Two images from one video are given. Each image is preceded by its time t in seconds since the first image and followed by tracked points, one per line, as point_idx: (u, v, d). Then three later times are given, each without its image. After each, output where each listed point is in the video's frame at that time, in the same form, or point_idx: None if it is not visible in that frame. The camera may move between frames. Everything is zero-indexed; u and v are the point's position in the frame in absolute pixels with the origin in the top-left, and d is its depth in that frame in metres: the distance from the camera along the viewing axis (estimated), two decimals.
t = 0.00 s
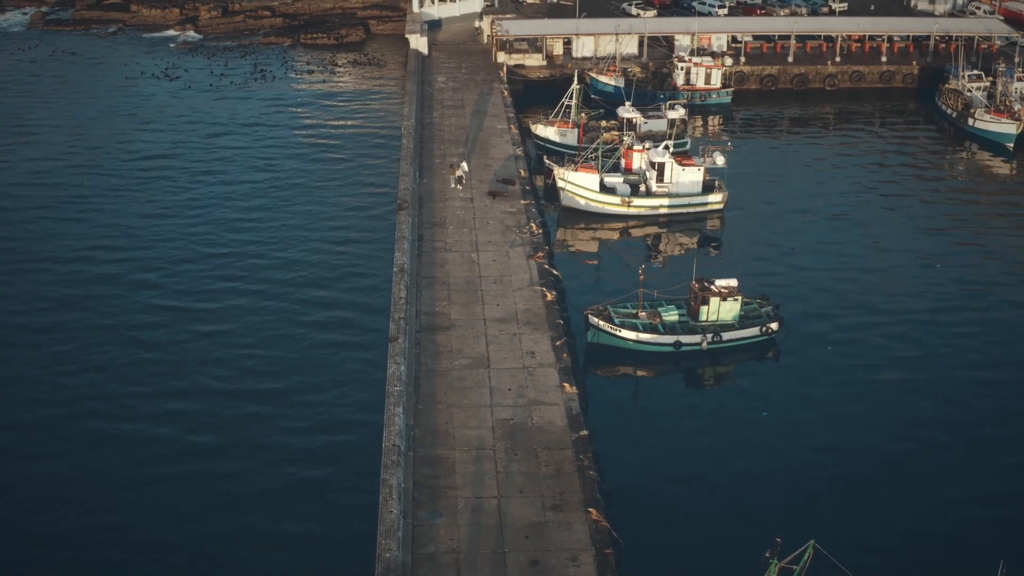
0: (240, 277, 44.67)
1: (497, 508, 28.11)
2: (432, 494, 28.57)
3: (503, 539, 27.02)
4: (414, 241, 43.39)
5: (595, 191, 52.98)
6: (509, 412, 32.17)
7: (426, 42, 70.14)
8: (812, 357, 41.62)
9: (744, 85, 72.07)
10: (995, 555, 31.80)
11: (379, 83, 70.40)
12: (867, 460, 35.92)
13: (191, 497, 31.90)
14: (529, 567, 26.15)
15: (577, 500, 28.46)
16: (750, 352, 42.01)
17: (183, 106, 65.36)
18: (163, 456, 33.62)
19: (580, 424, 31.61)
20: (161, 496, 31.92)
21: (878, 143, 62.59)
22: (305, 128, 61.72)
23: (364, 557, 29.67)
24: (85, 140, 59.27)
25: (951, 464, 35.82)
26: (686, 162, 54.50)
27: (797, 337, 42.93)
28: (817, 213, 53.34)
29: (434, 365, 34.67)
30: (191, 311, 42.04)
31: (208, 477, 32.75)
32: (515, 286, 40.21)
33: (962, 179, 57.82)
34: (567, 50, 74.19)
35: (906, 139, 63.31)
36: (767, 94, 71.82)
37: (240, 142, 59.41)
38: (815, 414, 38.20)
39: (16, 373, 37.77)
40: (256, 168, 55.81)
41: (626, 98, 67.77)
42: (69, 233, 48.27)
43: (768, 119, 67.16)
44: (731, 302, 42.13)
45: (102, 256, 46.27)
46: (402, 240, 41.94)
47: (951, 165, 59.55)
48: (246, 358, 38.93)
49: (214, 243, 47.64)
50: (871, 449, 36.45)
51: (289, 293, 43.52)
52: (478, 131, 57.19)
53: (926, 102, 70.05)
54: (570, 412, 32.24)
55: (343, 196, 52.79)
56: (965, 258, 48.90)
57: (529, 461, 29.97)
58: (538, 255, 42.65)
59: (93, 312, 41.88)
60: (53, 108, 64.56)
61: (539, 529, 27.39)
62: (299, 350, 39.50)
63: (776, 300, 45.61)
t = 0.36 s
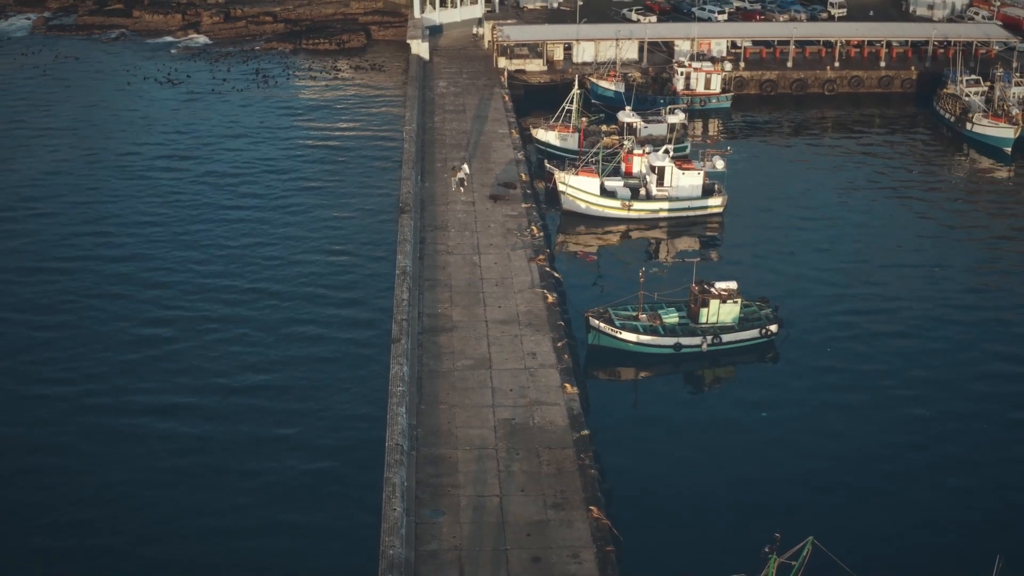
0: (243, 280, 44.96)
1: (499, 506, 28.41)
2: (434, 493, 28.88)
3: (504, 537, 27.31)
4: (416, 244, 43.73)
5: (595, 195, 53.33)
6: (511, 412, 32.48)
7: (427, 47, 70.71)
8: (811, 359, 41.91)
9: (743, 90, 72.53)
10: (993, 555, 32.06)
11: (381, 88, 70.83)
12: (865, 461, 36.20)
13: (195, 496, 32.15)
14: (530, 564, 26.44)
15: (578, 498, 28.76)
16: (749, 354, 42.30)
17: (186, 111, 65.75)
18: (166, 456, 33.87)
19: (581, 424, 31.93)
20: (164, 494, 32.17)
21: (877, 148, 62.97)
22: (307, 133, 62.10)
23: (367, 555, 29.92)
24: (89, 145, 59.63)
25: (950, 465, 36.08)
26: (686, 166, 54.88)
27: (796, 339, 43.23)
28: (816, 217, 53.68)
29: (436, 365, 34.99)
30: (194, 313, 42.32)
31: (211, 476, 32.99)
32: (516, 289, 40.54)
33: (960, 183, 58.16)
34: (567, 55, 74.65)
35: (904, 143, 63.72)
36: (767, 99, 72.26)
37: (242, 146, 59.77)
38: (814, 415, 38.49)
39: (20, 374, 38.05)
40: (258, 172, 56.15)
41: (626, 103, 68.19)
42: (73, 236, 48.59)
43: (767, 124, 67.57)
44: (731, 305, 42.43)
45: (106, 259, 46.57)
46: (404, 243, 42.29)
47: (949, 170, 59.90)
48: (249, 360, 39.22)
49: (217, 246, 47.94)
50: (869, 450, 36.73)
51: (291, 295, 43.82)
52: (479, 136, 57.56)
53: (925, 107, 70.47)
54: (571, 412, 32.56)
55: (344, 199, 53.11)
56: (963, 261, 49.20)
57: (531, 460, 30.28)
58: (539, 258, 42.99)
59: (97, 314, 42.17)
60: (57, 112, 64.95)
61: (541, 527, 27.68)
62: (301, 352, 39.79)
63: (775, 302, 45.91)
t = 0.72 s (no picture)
0: (246, 283, 45.31)
1: (501, 504, 28.73)
2: (437, 491, 29.20)
3: (506, 534, 27.62)
4: (418, 247, 44.09)
5: (596, 198, 53.70)
6: (512, 412, 32.81)
7: (429, 52, 71.14)
8: (810, 361, 42.24)
9: (743, 95, 72.92)
10: (990, 555, 32.39)
11: (382, 93, 71.21)
12: (863, 462, 36.52)
13: (201, 499, 32.51)
14: (532, 561, 26.75)
15: (579, 496, 29.06)
16: (749, 356, 42.65)
17: (188, 115, 66.11)
18: (172, 459, 34.24)
19: (581, 423, 32.25)
20: (171, 498, 32.53)
21: (876, 152, 63.32)
22: (309, 137, 62.46)
23: (371, 556, 30.27)
24: (92, 150, 60.00)
25: (947, 466, 36.42)
26: (686, 169, 55.19)
27: (795, 341, 43.58)
28: (815, 220, 54.02)
29: (438, 366, 35.35)
30: (198, 316, 42.67)
31: (216, 479, 33.36)
32: (517, 290, 40.89)
33: (959, 187, 58.52)
34: (568, 60, 75.03)
35: (903, 147, 64.11)
36: (766, 104, 72.62)
37: (245, 150, 60.13)
38: (813, 417, 38.83)
39: (26, 379, 38.40)
40: (261, 176, 56.52)
41: (626, 107, 68.54)
42: (78, 241, 48.95)
43: (766, 128, 67.93)
44: (730, 307, 42.77)
45: (111, 263, 46.94)
46: (406, 246, 42.66)
47: (948, 174, 60.27)
48: (252, 362, 39.56)
49: (220, 249, 48.29)
50: (867, 452, 37.07)
51: (295, 298, 44.17)
52: (480, 140, 57.95)
53: (923, 112, 70.87)
54: (572, 412, 32.88)
55: (346, 203, 53.48)
56: (961, 265, 49.53)
57: (532, 459, 30.59)
58: (540, 261, 43.33)
59: (102, 317, 42.54)
60: (61, 117, 65.33)
61: (542, 524, 27.99)
62: (304, 354, 40.13)
63: (774, 305, 46.25)
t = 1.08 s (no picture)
0: (249, 285, 45.66)
1: (503, 502, 29.03)
2: (439, 490, 29.50)
3: (508, 532, 27.91)
4: (420, 249, 44.44)
5: (597, 202, 54.08)
6: (514, 412, 33.12)
7: (430, 57, 71.53)
8: (809, 362, 42.53)
9: (743, 100, 73.33)
10: (987, 552, 32.69)
11: (384, 97, 71.60)
12: (862, 462, 36.80)
13: (205, 498, 32.77)
14: (534, 558, 27.06)
15: (580, 495, 29.36)
16: (748, 357, 42.97)
17: (191, 120, 66.49)
18: (176, 458, 34.52)
19: (583, 423, 32.54)
20: (175, 497, 32.78)
21: (875, 156, 63.67)
22: (312, 141, 62.83)
23: (375, 554, 30.54)
24: (96, 154, 60.37)
25: (945, 465, 36.71)
26: (686, 173, 55.48)
27: (794, 343, 43.90)
28: (814, 223, 54.34)
29: (440, 366, 35.67)
30: (202, 317, 43.00)
31: (221, 479, 33.66)
32: (519, 292, 41.22)
33: (958, 191, 58.87)
34: (568, 66, 75.46)
35: (902, 152, 64.49)
36: (766, 109, 73.02)
37: (248, 155, 60.51)
38: (812, 418, 39.14)
39: (31, 379, 38.72)
40: (264, 180, 56.91)
41: (627, 112, 68.94)
42: (82, 244, 49.32)
43: (766, 133, 68.30)
44: (730, 309, 43.11)
45: (115, 265, 47.30)
46: (409, 248, 42.99)
47: (946, 178, 60.62)
48: (256, 363, 39.89)
49: (224, 252, 48.66)
50: (866, 452, 37.37)
51: (297, 300, 44.51)
52: (481, 144, 58.31)
53: (922, 117, 71.28)
54: (573, 412, 33.18)
55: (349, 206, 53.83)
56: (960, 268, 49.84)
57: (534, 458, 30.89)
58: (542, 263, 43.68)
59: (106, 318, 42.88)
60: (64, 122, 65.73)
61: (544, 522, 28.29)
62: (307, 355, 40.45)
63: (774, 307, 46.58)
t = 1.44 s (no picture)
0: (252, 287, 45.97)
1: (505, 500, 29.31)
2: (442, 488, 29.79)
3: (510, 529, 28.20)
4: (422, 252, 44.77)
5: (597, 205, 54.45)
6: (516, 412, 33.42)
7: (431, 62, 71.97)
8: (808, 365, 42.84)
9: (742, 105, 73.76)
10: (985, 550, 32.94)
11: (386, 102, 72.02)
12: (861, 463, 37.06)
13: (209, 497, 33.00)
14: (536, 555, 27.35)
15: (582, 494, 29.65)
16: (748, 359, 43.27)
17: (194, 125, 66.84)
18: (181, 458, 34.76)
19: (584, 423, 32.81)
20: (179, 497, 33.00)
21: (874, 161, 64.01)
22: (313, 146, 63.22)
23: (378, 552, 30.78)
24: (99, 159, 60.74)
25: (944, 465, 36.98)
26: (685, 177, 55.93)
27: (794, 345, 44.20)
28: (814, 227, 54.66)
29: (442, 367, 35.98)
30: (205, 319, 43.30)
31: (224, 478, 33.92)
32: (520, 294, 41.56)
33: (956, 195, 59.17)
34: (569, 71, 75.91)
35: (901, 156, 64.86)
36: (765, 114, 73.46)
37: (250, 159, 60.86)
38: (811, 420, 39.42)
39: (36, 380, 39.00)
40: (267, 184, 57.28)
41: (627, 116, 69.36)
42: (86, 246, 49.66)
43: (765, 137, 68.68)
44: (730, 311, 43.46)
45: (118, 268, 47.63)
46: (411, 250, 43.32)
47: (945, 182, 60.94)
48: (259, 363, 40.16)
49: (227, 255, 48.99)
50: (864, 453, 37.62)
51: (300, 302, 44.80)
52: (482, 148, 58.67)
53: (920, 121, 71.69)
54: (574, 412, 33.47)
55: (351, 210, 54.14)
56: (958, 271, 50.15)
57: (536, 458, 31.18)
58: (543, 266, 44.03)
59: (110, 320, 43.19)
60: (68, 127, 66.12)
61: (546, 520, 28.57)
62: (309, 355, 40.74)
63: (773, 310, 46.89)
